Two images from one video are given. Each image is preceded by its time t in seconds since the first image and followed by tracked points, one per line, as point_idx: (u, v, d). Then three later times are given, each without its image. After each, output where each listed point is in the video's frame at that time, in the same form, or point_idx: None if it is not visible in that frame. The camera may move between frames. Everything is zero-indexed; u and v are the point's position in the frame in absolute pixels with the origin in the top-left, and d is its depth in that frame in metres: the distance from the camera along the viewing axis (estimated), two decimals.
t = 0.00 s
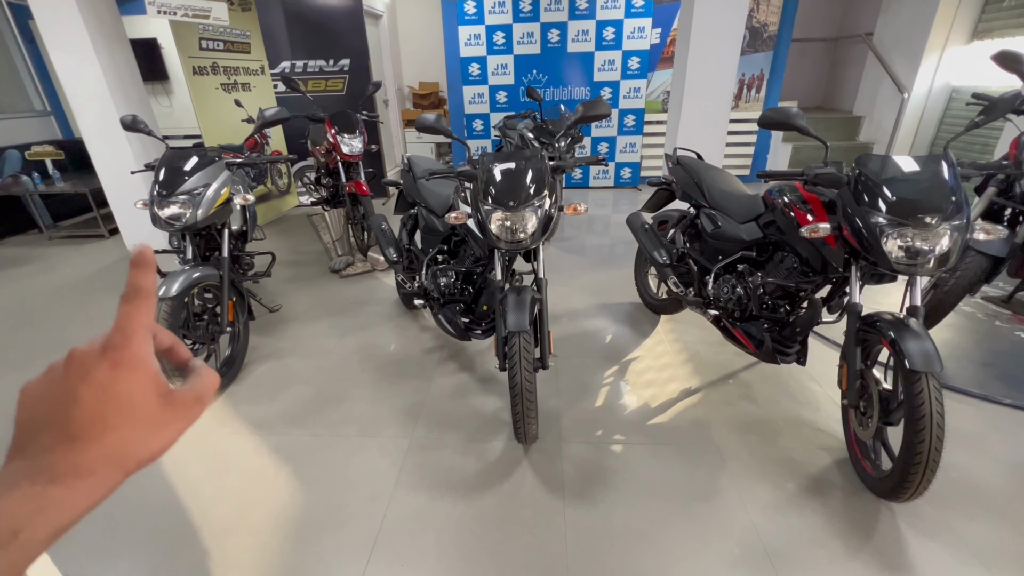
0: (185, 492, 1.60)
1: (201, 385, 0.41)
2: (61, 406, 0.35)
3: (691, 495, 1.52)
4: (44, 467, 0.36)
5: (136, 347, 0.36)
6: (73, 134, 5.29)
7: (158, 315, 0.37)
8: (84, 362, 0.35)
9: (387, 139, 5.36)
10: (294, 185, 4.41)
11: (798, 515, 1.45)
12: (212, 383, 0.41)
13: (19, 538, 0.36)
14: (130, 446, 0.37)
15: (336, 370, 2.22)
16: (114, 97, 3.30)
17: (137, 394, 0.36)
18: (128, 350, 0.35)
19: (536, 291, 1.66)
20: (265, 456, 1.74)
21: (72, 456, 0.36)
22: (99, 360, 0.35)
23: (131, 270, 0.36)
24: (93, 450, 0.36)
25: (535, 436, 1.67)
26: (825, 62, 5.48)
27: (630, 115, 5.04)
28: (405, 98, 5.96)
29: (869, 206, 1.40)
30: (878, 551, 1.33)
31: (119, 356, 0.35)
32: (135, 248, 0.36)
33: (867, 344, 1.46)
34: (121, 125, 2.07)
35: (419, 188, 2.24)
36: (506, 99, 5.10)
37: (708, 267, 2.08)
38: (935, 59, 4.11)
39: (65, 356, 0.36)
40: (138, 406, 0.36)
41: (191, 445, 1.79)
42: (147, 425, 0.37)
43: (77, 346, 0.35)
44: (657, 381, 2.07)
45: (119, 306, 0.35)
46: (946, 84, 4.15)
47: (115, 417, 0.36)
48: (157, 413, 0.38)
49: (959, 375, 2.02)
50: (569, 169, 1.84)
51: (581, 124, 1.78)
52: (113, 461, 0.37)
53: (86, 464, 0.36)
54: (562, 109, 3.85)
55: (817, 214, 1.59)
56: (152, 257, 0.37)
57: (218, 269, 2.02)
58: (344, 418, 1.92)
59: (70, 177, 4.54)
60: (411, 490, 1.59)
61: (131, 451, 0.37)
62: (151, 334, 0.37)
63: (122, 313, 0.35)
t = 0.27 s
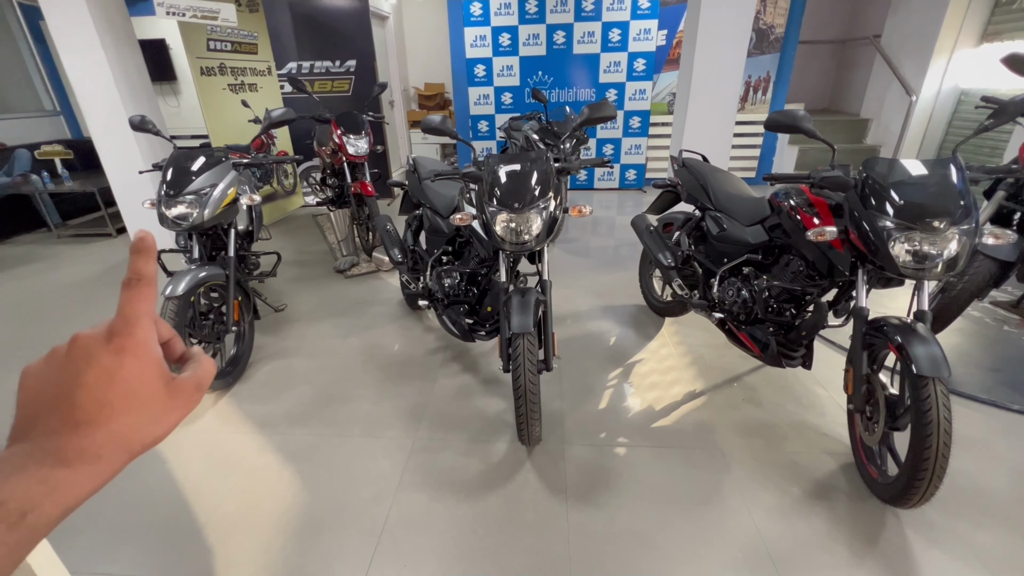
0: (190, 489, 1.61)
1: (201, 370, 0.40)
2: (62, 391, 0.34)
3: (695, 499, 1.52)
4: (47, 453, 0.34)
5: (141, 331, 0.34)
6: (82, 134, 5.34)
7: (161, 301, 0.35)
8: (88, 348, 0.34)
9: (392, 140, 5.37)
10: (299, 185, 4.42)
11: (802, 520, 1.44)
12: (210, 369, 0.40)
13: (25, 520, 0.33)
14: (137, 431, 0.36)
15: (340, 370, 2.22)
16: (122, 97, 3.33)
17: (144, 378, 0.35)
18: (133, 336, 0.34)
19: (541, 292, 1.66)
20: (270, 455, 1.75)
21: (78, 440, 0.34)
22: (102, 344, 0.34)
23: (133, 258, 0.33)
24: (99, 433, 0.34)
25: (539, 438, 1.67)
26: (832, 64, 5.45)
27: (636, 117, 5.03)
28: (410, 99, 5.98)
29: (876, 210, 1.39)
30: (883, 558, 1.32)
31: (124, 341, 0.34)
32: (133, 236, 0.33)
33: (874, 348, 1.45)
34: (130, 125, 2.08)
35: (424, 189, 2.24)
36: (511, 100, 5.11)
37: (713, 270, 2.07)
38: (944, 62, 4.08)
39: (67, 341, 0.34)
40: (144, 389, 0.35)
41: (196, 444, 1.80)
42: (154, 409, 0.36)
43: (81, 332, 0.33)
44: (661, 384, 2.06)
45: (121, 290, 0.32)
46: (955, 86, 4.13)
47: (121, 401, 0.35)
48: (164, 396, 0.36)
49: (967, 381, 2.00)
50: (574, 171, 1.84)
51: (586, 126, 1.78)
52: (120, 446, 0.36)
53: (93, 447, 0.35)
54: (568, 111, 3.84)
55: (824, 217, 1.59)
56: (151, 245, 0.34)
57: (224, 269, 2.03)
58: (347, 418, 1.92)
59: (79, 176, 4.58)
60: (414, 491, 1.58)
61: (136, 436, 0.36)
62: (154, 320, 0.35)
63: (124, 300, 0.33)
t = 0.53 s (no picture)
0: (194, 486, 1.62)
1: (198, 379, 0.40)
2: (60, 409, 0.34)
3: (698, 500, 1.51)
4: (49, 467, 0.34)
5: (135, 346, 0.34)
6: (90, 131, 5.37)
7: (154, 313, 0.35)
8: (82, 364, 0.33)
9: (398, 139, 5.38)
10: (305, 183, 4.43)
11: (807, 523, 1.43)
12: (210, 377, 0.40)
13: (28, 538, 0.33)
14: (135, 444, 0.36)
15: (344, 368, 2.23)
16: (130, 95, 3.34)
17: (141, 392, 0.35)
18: (127, 352, 0.34)
19: (545, 292, 1.66)
20: (274, 452, 1.76)
21: (78, 455, 0.34)
22: (95, 361, 0.34)
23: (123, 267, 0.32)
24: (100, 447, 0.35)
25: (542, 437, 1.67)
26: (840, 64, 5.41)
27: (641, 116, 5.01)
28: (416, 98, 5.98)
29: (883, 211, 1.38)
30: (889, 562, 1.31)
31: (118, 358, 0.34)
32: (124, 240, 0.32)
33: (880, 351, 1.44)
34: (138, 123, 2.09)
35: (429, 188, 2.24)
36: (516, 99, 5.10)
37: (719, 270, 2.06)
38: (954, 62, 4.04)
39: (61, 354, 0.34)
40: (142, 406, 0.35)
41: (201, 440, 1.81)
42: (151, 423, 0.36)
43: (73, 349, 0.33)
44: (665, 384, 2.05)
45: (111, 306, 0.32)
46: (965, 86, 4.09)
47: (117, 416, 0.35)
48: (161, 409, 0.37)
49: (975, 384, 1.98)
50: (579, 171, 1.84)
51: (591, 125, 1.78)
52: (120, 459, 0.36)
53: (94, 462, 0.35)
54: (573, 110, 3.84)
55: (831, 219, 1.58)
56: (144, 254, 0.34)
57: (230, 266, 2.04)
58: (351, 416, 1.93)
59: (86, 173, 4.61)
60: (417, 490, 1.59)
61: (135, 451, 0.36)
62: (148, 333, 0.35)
63: (115, 313, 0.33)
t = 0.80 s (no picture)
0: (200, 481, 1.62)
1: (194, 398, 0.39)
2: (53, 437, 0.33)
3: (705, 502, 1.50)
4: (46, 495, 0.34)
5: (123, 369, 0.32)
6: (99, 127, 5.41)
7: (145, 331, 0.33)
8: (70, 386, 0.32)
9: (404, 136, 5.38)
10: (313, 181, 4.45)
11: (814, 526, 1.41)
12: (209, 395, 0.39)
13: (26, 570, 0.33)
14: (132, 468, 0.35)
15: (349, 365, 2.23)
16: (139, 92, 3.36)
17: (133, 418, 0.34)
18: (113, 375, 0.32)
19: (551, 291, 1.65)
20: (279, 448, 1.76)
21: (77, 482, 0.34)
22: (81, 386, 0.32)
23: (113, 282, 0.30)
24: (98, 474, 0.34)
25: (547, 438, 1.66)
26: (850, 62, 5.35)
27: (649, 115, 4.98)
28: (423, 95, 5.98)
29: (896, 212, 1.36)
30: (897, 567, 1.29)
31: (105, 383, 0.32)
32: (121, 251, 0.31)
33: (891, 353, 1.42)
34: (147, 119, 2.10)
35: (436, 186, 2.23)
36: (523, 97, 5.09)
37: (727, 270, 2.04)
38: (967, 61, 3.98)
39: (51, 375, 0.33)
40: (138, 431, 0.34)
41: (206, 436, 1.82)
42: (148, 445, 0.35)
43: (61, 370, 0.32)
44: (671, 385, 2.04)
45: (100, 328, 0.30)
46: (978, 86, 4.03)
47: (111, 441, 0.34)
48: (157, 430, 0.35)
49: (987, 388, 1.95)
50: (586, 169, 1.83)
51: (599, 123, 1.76)
52: (120, 483, 0.35)
53: (92, 490, 0.34)
54: (580, 108, 3.82)
55: (841, 219, 1.56)
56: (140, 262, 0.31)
57: (237, 262, 2.04)
58: (356, 413, 1.93)
59: (96, 169, 4.65)
60: (421, 488, 1.58)
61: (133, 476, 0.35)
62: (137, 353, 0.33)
63: (106, 333, 0.31)
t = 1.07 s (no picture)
0: (206, 478, 1.63)
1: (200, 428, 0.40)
2: (72, 460, 0.34)
3: (712, 506, 1.49)
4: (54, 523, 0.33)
5: (147, 389, 0.35)
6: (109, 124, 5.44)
7: (171, 361, 0.36)
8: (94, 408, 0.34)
9: (411, 135, 5.39)
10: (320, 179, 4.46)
11: (823, 531, 1.40)
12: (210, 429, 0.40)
13: None
14: (144, 490, 0.35)
15: (354, 364, 2.23)
16: (149, 90, 3.38)
17: (148, 437, 0.35)
18: (140, 397, 0.35)
19: (558, 292, 1.64)
20: (284, 446, 1.76)
21: (90, 504, 0.34)
22: (107, 407, 0.34)
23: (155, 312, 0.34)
24: (109, 497, 0.34)
25: (553, 440, 1.64)
26: (861, 62, 5.30)
27: (656, 115, 4.95)
28: (429, 94, 5.98)
29: (911, 215, 1.34)
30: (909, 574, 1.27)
31: (129, 402, 0.35)
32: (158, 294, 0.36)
33: (903, 358, 1.40)
34: (156, 117, 2.10)
35: (442, 185, 2.23)
36: (530, 97, 5.07)
37: (735, 272, 2.02)
38: (981, 62, 3.93)
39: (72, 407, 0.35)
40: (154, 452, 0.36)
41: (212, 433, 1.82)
42: (161, 465, 0.36)
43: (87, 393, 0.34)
44: (678, 387, 2.02)
45: (136, 350, 0.34)
46: (992, 87, 3.98)
47: (128, 460, 0.35)
48: (169, 456, 0.37)
49: (1000, 393, 1.92)
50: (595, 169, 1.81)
51: (608, 123, 1.75)
52: (130, 509, 0.35)
53: (104, 513, 0.34)
54: (588, 108, 3.80)
55: (853, 221, 1.53)
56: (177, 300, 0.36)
57: (244, 260, 2.05)
58: (361, 412, 1.93)
59: (105, 165, 4.68)
60: (426, 488, 1.58)
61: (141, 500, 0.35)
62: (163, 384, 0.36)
63: (138, 357, 0.35)
